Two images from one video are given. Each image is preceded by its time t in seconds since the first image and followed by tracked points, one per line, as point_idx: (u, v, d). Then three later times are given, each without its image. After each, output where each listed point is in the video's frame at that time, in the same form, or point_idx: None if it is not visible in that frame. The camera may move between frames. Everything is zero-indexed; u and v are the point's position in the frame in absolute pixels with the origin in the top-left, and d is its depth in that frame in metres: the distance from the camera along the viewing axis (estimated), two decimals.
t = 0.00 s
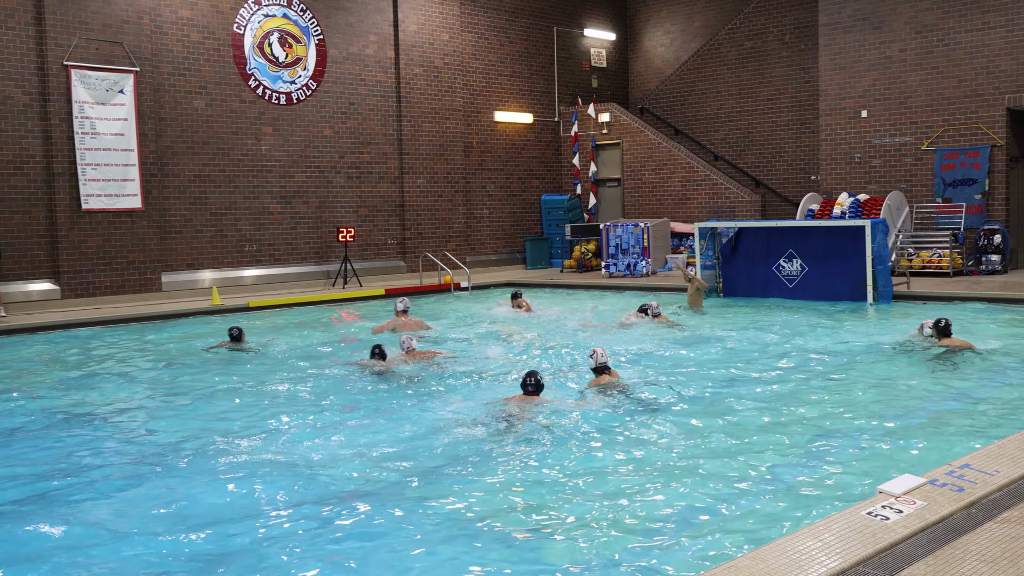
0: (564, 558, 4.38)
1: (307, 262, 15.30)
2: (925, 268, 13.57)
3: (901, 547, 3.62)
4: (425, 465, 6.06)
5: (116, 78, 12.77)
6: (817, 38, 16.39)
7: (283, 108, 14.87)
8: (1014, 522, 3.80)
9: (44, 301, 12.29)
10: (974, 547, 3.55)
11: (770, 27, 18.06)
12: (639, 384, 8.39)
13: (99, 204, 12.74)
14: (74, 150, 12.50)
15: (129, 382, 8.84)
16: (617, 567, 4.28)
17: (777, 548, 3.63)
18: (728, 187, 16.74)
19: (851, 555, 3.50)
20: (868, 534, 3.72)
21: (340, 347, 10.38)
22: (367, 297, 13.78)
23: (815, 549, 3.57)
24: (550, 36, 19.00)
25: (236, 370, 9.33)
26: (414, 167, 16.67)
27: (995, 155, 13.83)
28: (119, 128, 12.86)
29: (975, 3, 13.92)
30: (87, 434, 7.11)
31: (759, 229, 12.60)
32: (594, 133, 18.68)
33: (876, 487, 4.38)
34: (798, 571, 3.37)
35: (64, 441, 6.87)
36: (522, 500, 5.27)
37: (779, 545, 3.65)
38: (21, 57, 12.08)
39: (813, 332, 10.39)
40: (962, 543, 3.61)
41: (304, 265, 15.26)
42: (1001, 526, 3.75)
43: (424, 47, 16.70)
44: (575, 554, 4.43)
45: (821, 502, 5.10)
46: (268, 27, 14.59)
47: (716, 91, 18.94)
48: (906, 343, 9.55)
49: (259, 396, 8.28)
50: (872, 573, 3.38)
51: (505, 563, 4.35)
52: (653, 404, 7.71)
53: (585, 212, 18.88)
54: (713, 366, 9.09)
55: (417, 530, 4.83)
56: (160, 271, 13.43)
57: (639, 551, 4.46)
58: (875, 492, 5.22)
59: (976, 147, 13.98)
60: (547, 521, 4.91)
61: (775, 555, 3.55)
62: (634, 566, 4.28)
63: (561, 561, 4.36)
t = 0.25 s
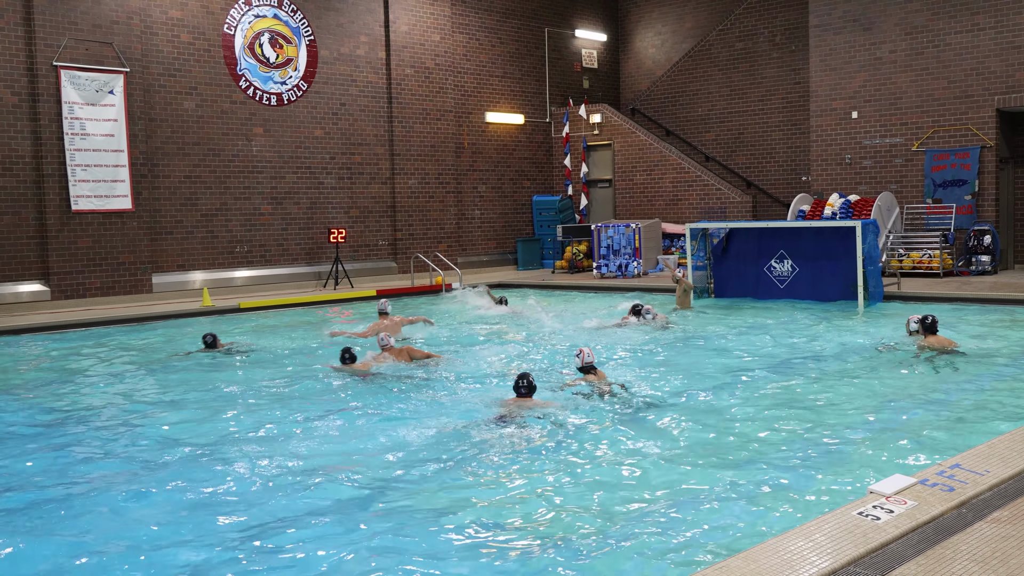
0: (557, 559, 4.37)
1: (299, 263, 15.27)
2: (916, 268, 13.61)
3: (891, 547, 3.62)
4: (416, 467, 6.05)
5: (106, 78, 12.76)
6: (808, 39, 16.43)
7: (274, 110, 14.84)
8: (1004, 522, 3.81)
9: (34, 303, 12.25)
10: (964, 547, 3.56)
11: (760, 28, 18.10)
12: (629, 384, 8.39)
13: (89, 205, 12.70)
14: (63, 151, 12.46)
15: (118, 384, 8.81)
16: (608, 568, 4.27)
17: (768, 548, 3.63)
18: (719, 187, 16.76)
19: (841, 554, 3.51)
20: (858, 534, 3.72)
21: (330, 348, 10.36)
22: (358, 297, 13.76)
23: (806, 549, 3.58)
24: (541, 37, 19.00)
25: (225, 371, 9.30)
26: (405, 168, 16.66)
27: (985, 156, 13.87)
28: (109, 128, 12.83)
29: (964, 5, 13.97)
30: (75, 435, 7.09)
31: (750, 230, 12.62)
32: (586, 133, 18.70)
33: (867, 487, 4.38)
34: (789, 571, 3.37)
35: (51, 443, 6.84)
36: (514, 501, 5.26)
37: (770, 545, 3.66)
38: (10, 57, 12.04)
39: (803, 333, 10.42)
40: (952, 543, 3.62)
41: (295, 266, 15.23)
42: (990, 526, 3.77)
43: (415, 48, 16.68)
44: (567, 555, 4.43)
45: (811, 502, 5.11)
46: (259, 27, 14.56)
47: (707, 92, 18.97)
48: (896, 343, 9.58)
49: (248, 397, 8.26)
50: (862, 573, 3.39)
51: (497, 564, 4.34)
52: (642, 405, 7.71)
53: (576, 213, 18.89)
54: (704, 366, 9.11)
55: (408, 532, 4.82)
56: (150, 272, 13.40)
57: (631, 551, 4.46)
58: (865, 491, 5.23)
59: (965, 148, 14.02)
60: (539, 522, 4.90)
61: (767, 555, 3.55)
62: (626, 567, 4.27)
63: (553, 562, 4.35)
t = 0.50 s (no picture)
0: (553, 561, 4.36)
1: (294, 263, 15.26)
2: (910, 269, 13.63)
3: (887, 547, 3.62)
4: (411, 467, 6.04)
5: (100, 78, 12.72)
6: (803, 40, 16.46)
7: (269, 110, 14.83)
8: (999, 522, 3.81)
9: (29, 304, 12.23)
10: (959, 546, 3.56)
11: (755, 29, 18.12)
12: (622, 385, 8.40)
13: (84, 206, 12.68)
14: (58, 152, 12.45)
15: (112, 384, 8.80)
16: (605, 568, 4.26)
17: (763, 548, 3.63)
18: (715, 188, 16.78)
19: (837, 554, 3.51)
20: (853, 534, 3.72)
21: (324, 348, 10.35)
22: (353, 298, 13.75)
23: (801, 549, 3.57)
24: (536, 37, 19.01)
25: (218, 371, 9.28)
26: (400, 169, 16.66)
27: (979, 157, 13.90)
28: (104, 129, 12.81)
29: (958, 6, 14.00)
30: (68, 435, 7.07)
31: (745, 230, 12.64)
32: (581, 134, 18.71)
33: (862, 488, 4.38)
34: (784, 571, 3.37)
35: (44, 444, 6.82)
36: (509, 502, 5.25)
37: (766, 546, 3.66)
38: (4, 58, 12.02)
39: (797, 333, 10.43)
40: (947, 543, 3.62)
41: (290, 267, 15.22)
42: (985, 526, 3.77)
43: (410, 48, 16.68)
44: (563, 556, 4.41)
45: (806, 502, 5.10)
46: (253, 28, 14.56)
47: (702, 93, 18.99)
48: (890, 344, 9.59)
49: (242, 398, 8.25)
50: (857, 573, 3.39)
51: (493, 565, 4.33)
52: (636, 405, 7.72)
53: (571, 213, 18.89)
54: (698, 366, 9.12)
55: (403, 533, 4.80)
56: (145, 273, 13.38)
57: (627, 552, 4.44)
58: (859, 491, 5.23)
59: (959, 148, 14.04)
60: (534, 522, 4.89)
61: (762, 555, 3.55)
62: (621, 568, 4.25)
63: (549, 563, 4.34)
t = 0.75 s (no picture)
0: (552, 561, 4.35)
1: (291, 263, 15.26)
2: (908, 269, 13.64)
3: (884, 547, 3.62)
4: (410, 467, 6.03)
5: (98, 79, 12.72)
6: (800, 40, 16.46)
7: (266, 110, 14.83)
8: (996, 521, 3.82)
9: (26, 304, 12.23)
10: (957, 546, 3.57)
11: (752, 29, 18.12)
12: (618, 385, 8.40)
13: (81, 206, 12.68)
14: (56, 152, 12.45)
15: (108, 385, 8.79)
16: (603, 568, 4.26)
17: (761, 549, 3.63)
18: (712, 188, 16.79)
19: (834, 554, 3.51)
20: (851, 534, 3.72)
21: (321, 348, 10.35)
22: (351, 298, 13.75)
23: (799, 550, 3.57)
24: (533, 37, 19.01)
25: (214, 372, 9.28)
26: (398, 169, 16.65)
27: (977, 156, 13.90)
28: (101, 129, 12.81)
29: (955, 6, 14.01)
30: (64, 436, 7.07)
31: (742, 230, 12.64)
32: (579, 134, 18.72)
33: (860, 487, 4.38)
34: (782, 571, 3.37)
35: (40, 444, 6.82)
36: (509, 502, 5.25)
37: (764, 546, 3.66)
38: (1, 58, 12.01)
39: (794, 333, 10.44)
40: (945, 543, 3.62)
41: (288, 267, 15.21)
42: (982, 526, 3.77)
43: (407, 48, 16.68)
44: (563, 556, 4.41)
45: (803, 502, 5.10)
46: (251, 28, 14.55)
47: (700, 93, 19.00)
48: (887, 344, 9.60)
49: (238, 398, 8.25)
50: (855, 573, 3.39)
51: (493, 565, 4.32)
52: (633, 405, 7.72)
53: (569, 213, 18.89)
54: (696, 366, 9.11)
55: (403, 533, 4.80)
56: (143, 273, 13.37)
57: (626, 552, 4.44)
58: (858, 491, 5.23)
59: (956, 148, 14.04)
60: (533, 523, 4.89)
61: (760, 556, 3.55)
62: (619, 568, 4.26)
63: (549, 562, 4.34)
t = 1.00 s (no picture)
0: (551, 561, 4.35)
1: (289, 263, 15.25)
2: (906, 269, 13.65)
3: (882, 546, 3.63)
4: (408, 468, 6.02)
5: (95, 79, 12.72)
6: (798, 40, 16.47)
7: (264, 110, 14.82)
8: (994, 521, 3.82)
9: (24, 304, 12.22)
10: (955, 546, 3.57)
11: (750, 29, 18.13)
12: (615, 385, 8.41)
13: (79, 206, 12.68)
14: (53, 152, 12.43)
15: (105, 385, 8.79)
16: (602, 569, 4.25)
17: (759, 549, 3.62)
18: (710, 188, 16.79)
19: (833, 554, 3.51)
20: (849, 534, 3.72)
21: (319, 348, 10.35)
22: (348, 298, 13.75)
23: (798, 549, 3.57)
24: (531, 37, 19.01)
25: (211, 372, 9.28)
26: (395, 169, 16.65)
27: (974, 157, 13.91)
28: (99, 129, 12.81)
29: (953, 6, 14.02)
30: (60, 436, 7.06)
31: (740, 230, 12.65)
32: (577, 134, 18.73)
33: (858, 487, 4.38)
34: (781, 571, 3.37)
35: (37, 445, 6.81)
36: (507, 502, 5.24)
37: (762, 545, 3.66)
38: None
39: (792, 333, 10.44)
40: (943, 542, 3.62)
41: (285, 267, 15.21)
42: (980, 525, 3.77)
43: (405, 48, 16.67)
44: (562, 557, 4.40)
45: (801, 502, 5.10)
46: (248, 28, 14.55)
47: (698, 93, 19.00)
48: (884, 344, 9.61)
49: (236, 398, 8.25)
50: (853, 572, 3.39)
51: (491, 566, 4.32)
52: (630, 404, 7.72)
53: (567, 213, 18.89)
54: (694, 366, 9.12)
55: (401, 533, 4.80)
56: (140, 273, 13.36)
57: (625, 553, 4.43)
58: (856, 491, 5.23)
59: (954, 148, 14.05)
60: (531, 522, 4.88)
61: (758, 555, 3.55)
62: (618, 569, 4.25)
63: (548, 562, 4.34)
